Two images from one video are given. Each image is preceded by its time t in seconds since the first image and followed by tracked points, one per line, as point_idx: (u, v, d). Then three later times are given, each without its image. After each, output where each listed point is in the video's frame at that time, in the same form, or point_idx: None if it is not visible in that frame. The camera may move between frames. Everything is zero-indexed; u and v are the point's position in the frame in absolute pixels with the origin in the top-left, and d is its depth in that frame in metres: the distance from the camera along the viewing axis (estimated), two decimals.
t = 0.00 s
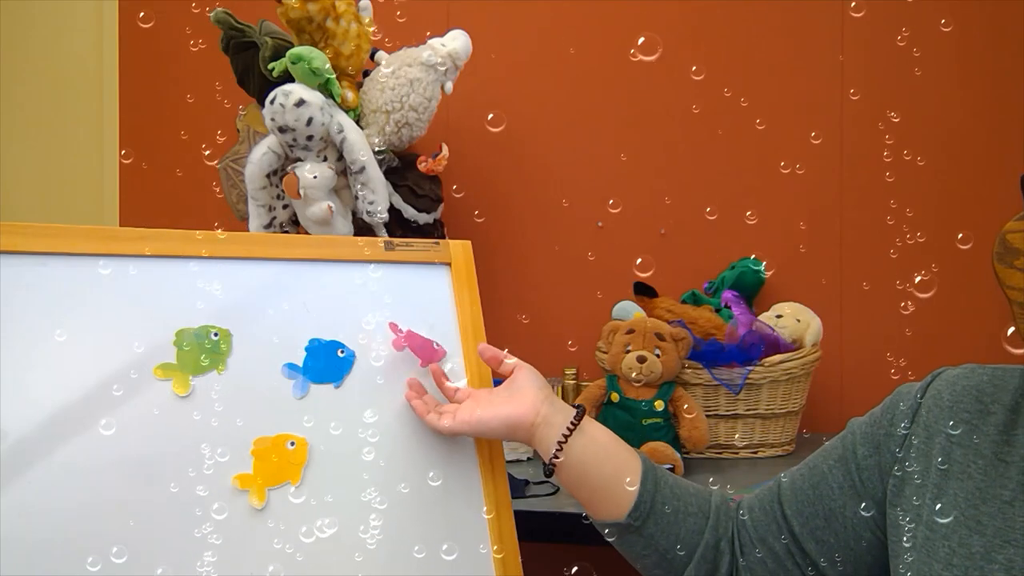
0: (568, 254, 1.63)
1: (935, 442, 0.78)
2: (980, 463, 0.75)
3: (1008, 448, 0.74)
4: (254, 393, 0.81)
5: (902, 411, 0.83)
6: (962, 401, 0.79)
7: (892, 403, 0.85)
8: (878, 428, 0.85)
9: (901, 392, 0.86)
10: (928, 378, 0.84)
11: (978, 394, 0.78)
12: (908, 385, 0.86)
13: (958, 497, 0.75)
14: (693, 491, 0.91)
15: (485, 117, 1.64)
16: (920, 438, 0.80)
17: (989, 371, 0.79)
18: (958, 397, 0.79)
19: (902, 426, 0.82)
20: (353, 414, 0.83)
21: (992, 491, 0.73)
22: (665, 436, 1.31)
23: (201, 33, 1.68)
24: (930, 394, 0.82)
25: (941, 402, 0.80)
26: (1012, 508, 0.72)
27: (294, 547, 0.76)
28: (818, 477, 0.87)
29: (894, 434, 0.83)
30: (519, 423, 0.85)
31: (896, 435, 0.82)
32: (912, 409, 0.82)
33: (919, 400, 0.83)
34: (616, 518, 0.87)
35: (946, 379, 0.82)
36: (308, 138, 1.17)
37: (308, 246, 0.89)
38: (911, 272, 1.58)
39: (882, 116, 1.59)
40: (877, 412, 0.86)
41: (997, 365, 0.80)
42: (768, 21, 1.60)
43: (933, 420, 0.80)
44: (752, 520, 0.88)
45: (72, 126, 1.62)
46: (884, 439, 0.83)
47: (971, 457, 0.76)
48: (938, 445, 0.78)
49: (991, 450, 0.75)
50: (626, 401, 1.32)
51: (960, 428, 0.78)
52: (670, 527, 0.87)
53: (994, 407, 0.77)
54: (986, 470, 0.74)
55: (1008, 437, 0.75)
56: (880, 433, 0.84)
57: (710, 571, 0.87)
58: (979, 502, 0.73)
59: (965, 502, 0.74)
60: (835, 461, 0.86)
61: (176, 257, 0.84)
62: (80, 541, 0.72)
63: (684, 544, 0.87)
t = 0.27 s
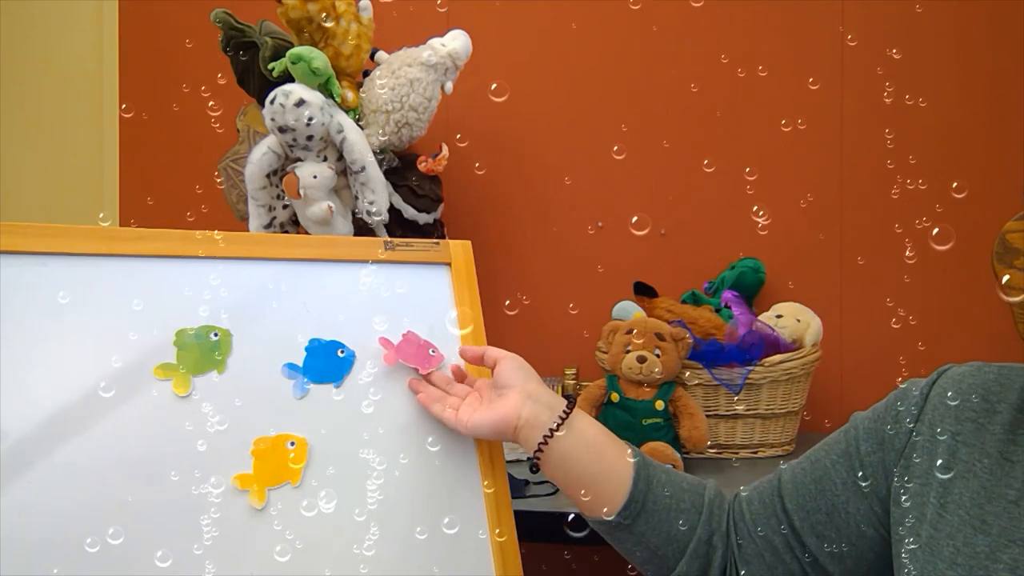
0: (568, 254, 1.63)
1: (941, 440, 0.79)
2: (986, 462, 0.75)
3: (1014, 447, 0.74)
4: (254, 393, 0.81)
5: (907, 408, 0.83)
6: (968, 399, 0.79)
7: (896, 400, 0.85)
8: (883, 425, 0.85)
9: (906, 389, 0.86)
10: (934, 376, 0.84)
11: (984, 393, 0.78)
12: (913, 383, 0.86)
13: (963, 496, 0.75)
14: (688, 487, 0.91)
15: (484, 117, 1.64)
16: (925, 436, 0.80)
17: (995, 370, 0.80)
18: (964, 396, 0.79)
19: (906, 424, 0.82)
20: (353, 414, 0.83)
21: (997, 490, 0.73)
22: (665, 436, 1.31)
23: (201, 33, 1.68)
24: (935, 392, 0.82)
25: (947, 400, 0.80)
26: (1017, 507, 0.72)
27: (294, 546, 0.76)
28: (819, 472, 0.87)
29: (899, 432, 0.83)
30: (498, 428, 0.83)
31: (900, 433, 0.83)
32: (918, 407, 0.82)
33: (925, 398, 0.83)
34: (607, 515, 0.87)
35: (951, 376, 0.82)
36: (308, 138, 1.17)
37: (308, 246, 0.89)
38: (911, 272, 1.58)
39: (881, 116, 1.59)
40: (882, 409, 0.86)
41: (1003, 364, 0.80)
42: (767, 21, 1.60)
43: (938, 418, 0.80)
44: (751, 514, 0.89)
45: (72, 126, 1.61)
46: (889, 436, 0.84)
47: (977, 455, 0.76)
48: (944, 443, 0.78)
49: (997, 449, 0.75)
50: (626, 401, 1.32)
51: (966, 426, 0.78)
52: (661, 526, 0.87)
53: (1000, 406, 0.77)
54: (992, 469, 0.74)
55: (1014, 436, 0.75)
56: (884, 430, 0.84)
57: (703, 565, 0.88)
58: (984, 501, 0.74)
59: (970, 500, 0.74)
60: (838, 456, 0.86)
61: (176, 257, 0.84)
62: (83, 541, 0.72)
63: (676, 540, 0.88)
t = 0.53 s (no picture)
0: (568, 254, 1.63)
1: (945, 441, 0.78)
2: (990, 463, 0.74)
3: (1018, 447, 0.74)
4: (254, 393, 0.81)
5: (910, 407, 0.83)
6: (972, 399, 0.78)
7: (900, 400, 0.85)
8: (885, 423, 0.85)
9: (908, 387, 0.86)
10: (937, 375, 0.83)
11: (988, 393, 0.78)
12: (916, 380, 0.85)
13: (967, 497, 0.75)
14: (688, 482, 0.91)
15: (484, 118, 1.64)
16: (929, 436, 0.80)
17: (999, 370, 0.79)
18: (967, 396, 0.79)
19: (910, 424, 0.82)
20: (354, 413, 0.83)
21: (1002, 491, 0.73)
22: (665, 436, 1.31)
23: (201, 33, 1.68)
24: (938, 391, 0.82)
25: (950, 400, 0.80)
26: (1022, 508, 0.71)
27: (294, 546, 0.76)
28: (821, 470, 0.86)
29: (903, 431, 0.83)
30: (498, 423, 0.83)
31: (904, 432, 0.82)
32: (921, 406, 0.82)
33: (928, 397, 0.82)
34: (606, 512, 0.87)
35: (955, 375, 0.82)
36: (308, 137, 1.16)
37: (308, 246, 0.89)
38: (910, 272, 1.58)
39: (881, 115, 1.59)
40: (884, 407, 0.86)
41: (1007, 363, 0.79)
42: (767, 21, 1.60)
43: (941, 418, 0.79)
44: (752, 511, 0.89)
45: (73, 125, 1.62)
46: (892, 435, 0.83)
47: (981, 456, 0.75)
48: (947, 443, 0.78)
49: (1001, 450, 0.74)
50: (626, 401, 1.32)
51: (969, 426, 0.77)
52: (659, 521, 0.87)
53: (1004, 406, 0.76)
54: (997, 470, 0.74)
55: (1018, 436, 0.74)
56: (887, 429, 0.84)
57: (701, 561, 0.88)
58: (988, 502, 0.73)
59: (975, 501, 0.74)
60: (841, 454, 0.86)
61: (176, 257, 0.84)
62: (83, 541, 0.72)
63: (674, 536, 0.88)
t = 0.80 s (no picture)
0: (568, 254, 1.63)
1: (943, 439, 0.78)
2: (987, 462, 0.74)
3: (1016, 447, 0.73)
4: (254, 393, 0.81)
5: (909, 406, 0.83)
6: (969, 399, 0.78)
7: (898, 398, 0.85)
8: (883, 420, 0.85)
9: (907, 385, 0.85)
10: (937, 374, 0.83)
11: (986, 392, 0.77)
12: (915, 379, 0.85)
13: (964, 496, 0.74)
14: (682, 474, 0.92)
15: (484, 117, 1.64)
16: (926, 435, 0.80)
17: (998, 369, 0.78)
18: (965, 396, 0.78)
19: (908, 423, 0.82)
20: (354, 414, 0.83)
21: (999, 490, 0.72)
22: (665, 436, 1.31)
23: (201, 33, 1.68)
24: (937, 390, 0.81)
25: (948, 399, 0.79)
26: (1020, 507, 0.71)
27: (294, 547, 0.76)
28: (819, 467, 0.87)
29: (901, 429, 0.83)
30: (494, 408, 0.84)
31: (902, 431, 0.82)
32: (920, 405, 0.82)
33: (926, 397, 0.82)
34: (599, 502, 0.88)
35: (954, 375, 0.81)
36: (308, 137, 1.16)
37: (308, 246, 0.89)
38: (911, 272, 1.58)
39: (881, 115, 1.59)
40: (883, 404, 0.86)
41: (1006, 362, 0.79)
42: (767, 20, 1.60)
43: (939, 417, 0.79)
44: (748, 504, 0.89)
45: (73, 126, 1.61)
46: (890, 433, 0.83)
47: (978, 455, 0.75)
48: (945, 442, 0.77)
49: (999, 449, 0.74)
50: (626, 401, 1.32)
51: (966, 426, 0.77)
52: (653, 511, 0.88)
53: (1002, 406, 0.75)
54: (994, 469, 0.73)
55: (1015, 436, 0.73)
56: (885, 426, 0.84)
57: (694, 552, 0.88)
58: (986, 501, 0.73)
59: (972, 501, 0.74)
60: (839, 451, 0.86)
61: (177, 257, 0.84)
62: (84, 542, 0.72)
63: (668, 526, 0.88)
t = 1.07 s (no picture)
0: (568, 254, 1.63)
1: (933, 440, 0.79)
2: (978, 464, 0.75)
3: (1005, 448, 0.75)
4: (254, 393, 0.81)
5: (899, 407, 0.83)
6: (959, 400, 0.79)
7: (888, 398, 0.85)
8: (874, 421, 0.85)
9: (897, 387, 0.86)
10: (927, 377, 0.84)
11: (975, 395, 0.78)
12: (905, 382, 0.86)
13: (955, 497, 0.75)
14: (668, 469, 0.92)
15: (484, 118, 1.64)
16: (916, 434, 0.80)
17: (987, 372, 0.80)
18: (955, 398, 0.79)
19: (899, 423, 0.82)
20: (353, 413, 0.82)
21: (989, 491, 0.74)
22: (665, 436, 1.31)
23: (201, 33, 1.68)
24: (927, 392, 0.82)
25: (938, 401, 0.80)
26: (1008, 507, 0.72)
27: (293, 547, 0.76)
28: (810, 464, 0.87)
29: (891, 431, 0.83)
30: (484, 405, 0.84)
31: (893, 432, 0.82)
32: (910, 407, 0.82)
33: (916, 398, 0.83)
34: (586, 497, 0.88)
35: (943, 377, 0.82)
36: (308, 138, 1.17)
37: (309, 246, 0.89)
38: (910, 272, 1.58)
39: (881, 115, 1.59)
40: (873, 405, 0.86)
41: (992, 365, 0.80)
42: (767, 20, 1.60)
43: (929, 418, 0.80)
44: (738, 500, 0.89)
45: (71, 126, 1.61)
46: (880, 434, 0.83)
47: (968, 456, 0.76)
48: (935, 443, 0.78)
49: (989, 451, 0.75)
50: (626, 401, 1.32)
51: (957, 427, 0.78)
52: (640, 506, 0.88)
53: (991, 407, 0.77)
54: (984, 471, 0.75)
55: (1004, 437, 0.75)
56: (875, 426, 0.84)
57: (679, 546, 0.89)
58: (977, 502, 0.74)
59: (963, 502, 0.75)
60: (829, 449, 0.86)
61: (177, 257, 0.84)
62: (83, 543, 0.72)
63: (654, 520, 0.89)
